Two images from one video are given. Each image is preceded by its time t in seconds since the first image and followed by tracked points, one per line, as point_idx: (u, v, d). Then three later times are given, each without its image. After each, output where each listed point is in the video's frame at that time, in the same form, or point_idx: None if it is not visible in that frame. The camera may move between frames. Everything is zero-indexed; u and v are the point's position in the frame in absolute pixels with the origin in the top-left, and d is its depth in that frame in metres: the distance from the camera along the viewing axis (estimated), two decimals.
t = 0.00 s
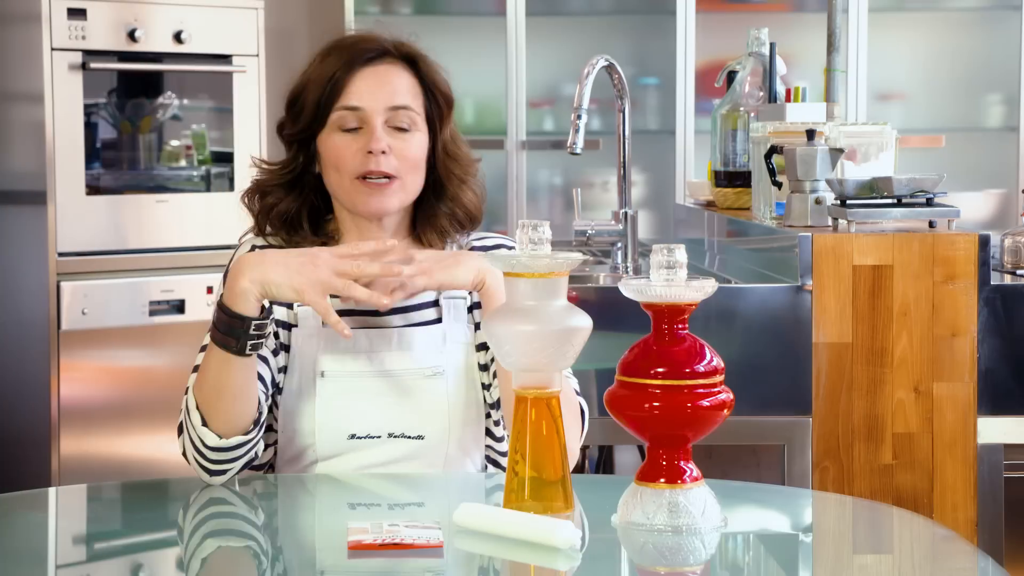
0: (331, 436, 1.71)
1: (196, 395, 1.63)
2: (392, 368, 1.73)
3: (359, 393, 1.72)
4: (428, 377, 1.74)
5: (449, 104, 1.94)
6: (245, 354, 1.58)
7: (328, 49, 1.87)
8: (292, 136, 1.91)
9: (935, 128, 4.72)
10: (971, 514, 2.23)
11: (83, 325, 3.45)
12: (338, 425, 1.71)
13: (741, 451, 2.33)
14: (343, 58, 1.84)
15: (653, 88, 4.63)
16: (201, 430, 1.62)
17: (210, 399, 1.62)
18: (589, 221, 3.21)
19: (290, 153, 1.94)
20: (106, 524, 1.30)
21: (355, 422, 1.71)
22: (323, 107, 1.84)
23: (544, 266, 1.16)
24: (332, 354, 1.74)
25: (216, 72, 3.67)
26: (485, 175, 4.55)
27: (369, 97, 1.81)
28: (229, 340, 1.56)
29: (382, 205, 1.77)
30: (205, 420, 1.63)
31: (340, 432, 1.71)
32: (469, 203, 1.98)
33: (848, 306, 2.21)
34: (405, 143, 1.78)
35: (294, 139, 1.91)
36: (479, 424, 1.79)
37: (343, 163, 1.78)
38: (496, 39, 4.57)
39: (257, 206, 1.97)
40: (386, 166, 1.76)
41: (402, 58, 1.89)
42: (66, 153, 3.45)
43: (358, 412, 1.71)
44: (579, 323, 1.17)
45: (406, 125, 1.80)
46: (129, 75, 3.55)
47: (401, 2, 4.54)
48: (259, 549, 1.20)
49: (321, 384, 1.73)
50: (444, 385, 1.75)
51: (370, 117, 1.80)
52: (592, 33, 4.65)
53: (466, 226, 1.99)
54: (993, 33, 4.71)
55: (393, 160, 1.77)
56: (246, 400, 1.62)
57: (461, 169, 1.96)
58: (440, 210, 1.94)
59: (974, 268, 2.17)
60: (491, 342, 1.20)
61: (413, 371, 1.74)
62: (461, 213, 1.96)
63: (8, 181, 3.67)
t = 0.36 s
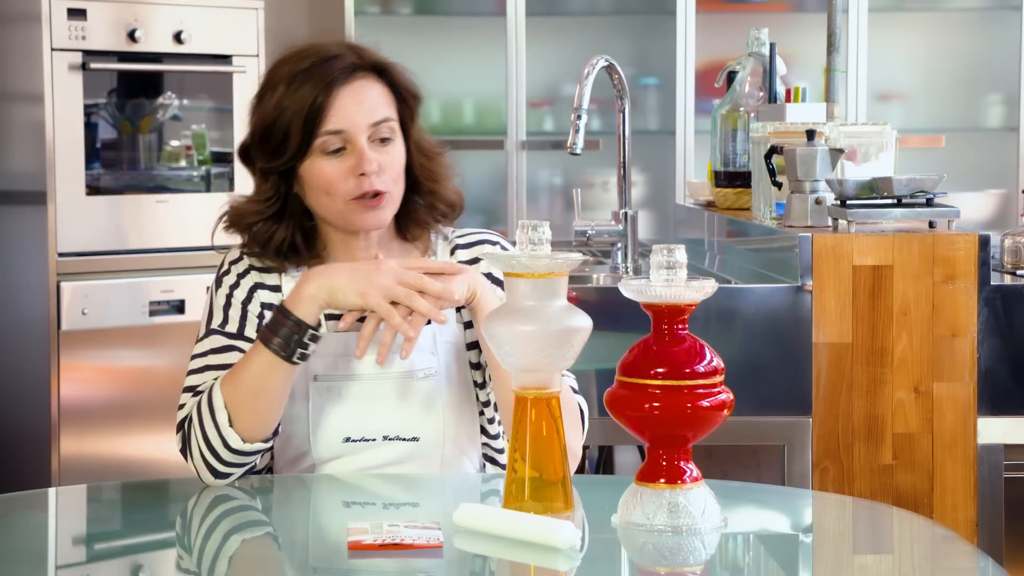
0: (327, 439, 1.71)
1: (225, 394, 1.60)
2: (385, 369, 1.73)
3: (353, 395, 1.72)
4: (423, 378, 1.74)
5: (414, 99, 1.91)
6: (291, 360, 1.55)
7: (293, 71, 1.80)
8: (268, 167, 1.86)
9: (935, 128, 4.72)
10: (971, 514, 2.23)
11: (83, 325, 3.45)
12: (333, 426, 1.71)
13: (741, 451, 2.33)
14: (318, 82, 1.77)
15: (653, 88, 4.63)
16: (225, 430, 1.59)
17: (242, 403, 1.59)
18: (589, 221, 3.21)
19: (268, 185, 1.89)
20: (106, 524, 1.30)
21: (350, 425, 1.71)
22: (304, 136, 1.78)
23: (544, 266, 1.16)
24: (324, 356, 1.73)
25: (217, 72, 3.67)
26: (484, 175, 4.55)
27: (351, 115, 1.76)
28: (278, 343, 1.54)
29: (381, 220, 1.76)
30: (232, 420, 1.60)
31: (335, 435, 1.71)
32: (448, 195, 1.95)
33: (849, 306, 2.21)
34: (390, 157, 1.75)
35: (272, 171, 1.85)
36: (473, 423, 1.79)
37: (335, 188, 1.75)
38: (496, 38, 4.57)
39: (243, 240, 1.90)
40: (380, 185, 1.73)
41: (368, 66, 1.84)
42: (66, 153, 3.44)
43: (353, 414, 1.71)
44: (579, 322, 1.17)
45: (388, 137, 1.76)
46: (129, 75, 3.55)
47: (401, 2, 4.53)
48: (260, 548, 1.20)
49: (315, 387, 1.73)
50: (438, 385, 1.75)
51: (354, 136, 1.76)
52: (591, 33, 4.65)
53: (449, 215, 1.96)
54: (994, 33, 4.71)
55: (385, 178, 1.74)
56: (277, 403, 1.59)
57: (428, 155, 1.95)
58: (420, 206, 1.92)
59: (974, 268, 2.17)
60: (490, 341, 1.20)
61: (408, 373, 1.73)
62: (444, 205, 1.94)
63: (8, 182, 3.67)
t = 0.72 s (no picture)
0: (302, 446, 1.70)
1: (255, 404, 1.61)
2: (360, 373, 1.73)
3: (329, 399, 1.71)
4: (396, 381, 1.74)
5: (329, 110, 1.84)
6: (331, 391, 1.60)
7: (210, 119, 1.74)
8: (201, 216, 1.81)
9: (934, 128, 4.72)
10: (971, 514, 2.23)
11: (83, 326, 3.45)
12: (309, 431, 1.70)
13: (741, 451, 2.33)
14: (238, 129, 1.71)
15: (652, 88, 4.63)
16: (248, 440, 1.59)
17: (272, 419, 1.60)
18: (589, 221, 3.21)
19: (201, 237, 1.84)
20: (107, 524, 1.30)
21: (326, 430, 1.71)
22: (235, 184, 1.74)
23: (544, 267, 1.16)
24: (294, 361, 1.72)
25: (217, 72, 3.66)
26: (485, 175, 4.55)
27: (279, 158, 1.71)
28: (324, 368, 1.59)
29: (329, 251, 1.74)
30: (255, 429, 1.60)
31: (311, 440, 1.71)
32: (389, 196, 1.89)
33: (849, 306, 2.21)
34: (328, 188, 1.73)
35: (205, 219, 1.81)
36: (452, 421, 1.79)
37: (278, 229, 1.73)
38: (496, 38, 4.57)
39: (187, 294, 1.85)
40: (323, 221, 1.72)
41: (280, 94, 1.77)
42: (66, 153, 3.44)
43: (330, 418, 1.71)
44: (579, 323, 1.17)
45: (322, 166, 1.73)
46: (128, 75, 3.55)
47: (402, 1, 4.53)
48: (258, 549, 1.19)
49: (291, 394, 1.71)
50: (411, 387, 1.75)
51: (287, 177, 1.71)
52: (592, 33, 4.65)
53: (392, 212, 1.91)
54: (993, 33, 4.70)
55: (325, 210, 1.72)
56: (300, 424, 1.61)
57: (358, 161, 1.87)
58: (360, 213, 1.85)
59: (974, 268, 2.17)
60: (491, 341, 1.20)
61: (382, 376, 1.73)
62: (387, 208, 1.87)
63: (8, 181, 3.67)
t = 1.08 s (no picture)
0: (304, 446, 1.70)
1: (249, 409, 1.61)
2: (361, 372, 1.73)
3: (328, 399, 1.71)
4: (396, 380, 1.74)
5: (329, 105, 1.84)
6: (329, 399, 1.61)
7: (213, 112, 1.74)
8: (202, 212, 1.82)
9: (934, 129, 4.72)
10: (971, 514, 2.23)
11: (83, 325, 3.45)
12: (310, 433, 1.70)
13: (740, 451, 2.33)
14: (239, 122, 1.71)
15: (652, 88, 4.63)
16: (244, 446, 1.59)
17: (268, 423, 1.60)
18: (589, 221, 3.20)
19: (204, 234, 1.85)
20: (106, 524, 1.30)
21: (327, 430, 1.71)
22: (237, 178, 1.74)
23: (544, 267, 1.16)
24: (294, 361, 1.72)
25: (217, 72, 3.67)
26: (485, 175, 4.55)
27: (280, 152, 1.71)
28: (322, 376, 1.59)
29: (329, 245, 1.75)
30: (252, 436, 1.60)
31: (312, 440, 1.71)
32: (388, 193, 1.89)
33: (849, 306, 2.21)
34: (329, 180, 1.73)
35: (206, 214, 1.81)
36: (452, 420, 1.79)
37: (280, 223, 1.74)
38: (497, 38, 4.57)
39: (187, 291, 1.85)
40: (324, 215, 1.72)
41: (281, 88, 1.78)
42: (66, 153, 3.44)
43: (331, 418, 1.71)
44: (579, 323, 1.17)
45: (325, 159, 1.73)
46: (128, 75, 3.56)
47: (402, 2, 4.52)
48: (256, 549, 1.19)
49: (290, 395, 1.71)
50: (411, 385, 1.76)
51: (289, 170, 1.72)
52: (592, 33, 4.65)
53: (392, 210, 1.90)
54: (993, 33, 4.70)
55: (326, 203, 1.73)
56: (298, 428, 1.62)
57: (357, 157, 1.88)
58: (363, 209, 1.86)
59: (974, 268, 2.17)
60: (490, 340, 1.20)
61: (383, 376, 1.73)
62: (388, 204, 1.88)
63: (8, 181, 3.67)
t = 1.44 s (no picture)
0: (313, 441, 1.71)
1: (219, 399, 1.60)
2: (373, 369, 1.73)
3: (340, 393, 1.72)
4: (408, 377, 1.74)
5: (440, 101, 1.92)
6: (284, 361, 1.57)
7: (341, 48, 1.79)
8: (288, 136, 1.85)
9: (934, 129, 4.72)
10: (971, 514, 2.23)
11: (84, 326, 3.45)
12: (320, 427, 1.71)
13: (741, 451, 2.33)
14: (358, 69, 1.76)
15: (653, 88, 4.63)
16: (221, 433, 1.59)
17: (240, 403, 1.59)
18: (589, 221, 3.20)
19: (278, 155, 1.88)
20: (106, 524, 1.30)
21: (337, 426, 1.71)
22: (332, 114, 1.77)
23: (544, 267, 1.16)
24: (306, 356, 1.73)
25: (217, 72, 3.67)
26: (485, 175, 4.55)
27: (384, 105, 1.76)
28: (271, 343, 1.56)
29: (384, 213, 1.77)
30: (227, 421, 1.60)
31: (321, 435, 1.71)
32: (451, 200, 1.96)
33: (849, 306, 2.21)
34: (411, 153, 1.76)
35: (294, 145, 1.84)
36: (461, 422, 1.79)
37: (349, 170, 1.76)
38: (497, 38, 4.57)
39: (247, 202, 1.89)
40: (394, 179, 1.74)
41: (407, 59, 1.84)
42: (66, 153, 3.44)
43: (339, 414, 1.71)
44: (579, 323, 1.17)
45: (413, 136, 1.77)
46: (128, 75, 3.56)
47: (402, 2, 4.52)
48: (252, 552, 1.19)
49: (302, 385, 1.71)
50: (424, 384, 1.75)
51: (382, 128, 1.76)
52: (592, 33, 4.65)
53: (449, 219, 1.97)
54: (993, 33, 4.70)
55: (400, 171, 1.74)
56: (269, 404, 1.60)
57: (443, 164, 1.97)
58: (425, 209, 1.93)
59: (974, 268, 2.17)
60: (490, 343, 1.20)
61: (395, 373, 1.73)
62: (448, 209, 1.95)
63: (8, 182, 3.67)
